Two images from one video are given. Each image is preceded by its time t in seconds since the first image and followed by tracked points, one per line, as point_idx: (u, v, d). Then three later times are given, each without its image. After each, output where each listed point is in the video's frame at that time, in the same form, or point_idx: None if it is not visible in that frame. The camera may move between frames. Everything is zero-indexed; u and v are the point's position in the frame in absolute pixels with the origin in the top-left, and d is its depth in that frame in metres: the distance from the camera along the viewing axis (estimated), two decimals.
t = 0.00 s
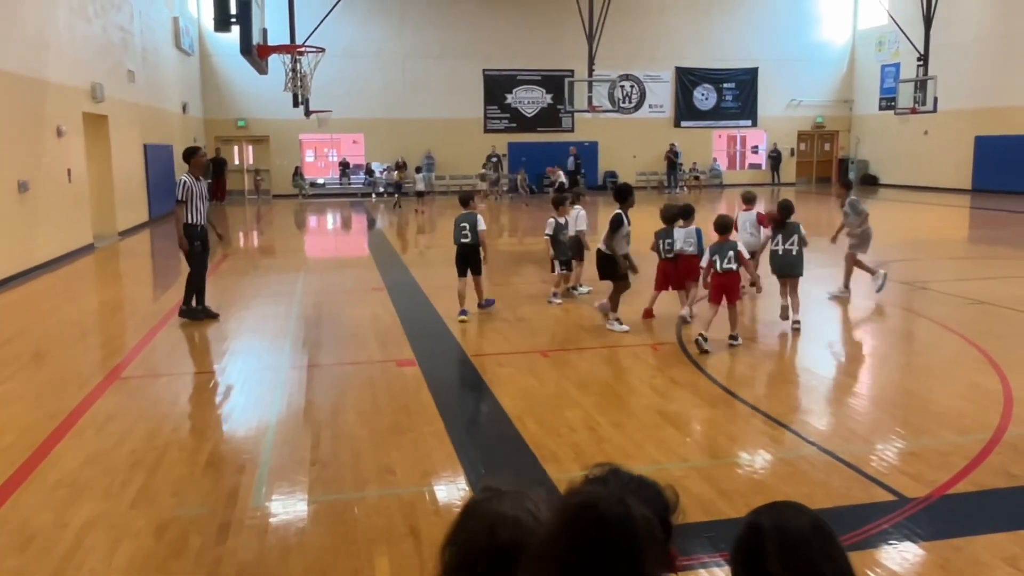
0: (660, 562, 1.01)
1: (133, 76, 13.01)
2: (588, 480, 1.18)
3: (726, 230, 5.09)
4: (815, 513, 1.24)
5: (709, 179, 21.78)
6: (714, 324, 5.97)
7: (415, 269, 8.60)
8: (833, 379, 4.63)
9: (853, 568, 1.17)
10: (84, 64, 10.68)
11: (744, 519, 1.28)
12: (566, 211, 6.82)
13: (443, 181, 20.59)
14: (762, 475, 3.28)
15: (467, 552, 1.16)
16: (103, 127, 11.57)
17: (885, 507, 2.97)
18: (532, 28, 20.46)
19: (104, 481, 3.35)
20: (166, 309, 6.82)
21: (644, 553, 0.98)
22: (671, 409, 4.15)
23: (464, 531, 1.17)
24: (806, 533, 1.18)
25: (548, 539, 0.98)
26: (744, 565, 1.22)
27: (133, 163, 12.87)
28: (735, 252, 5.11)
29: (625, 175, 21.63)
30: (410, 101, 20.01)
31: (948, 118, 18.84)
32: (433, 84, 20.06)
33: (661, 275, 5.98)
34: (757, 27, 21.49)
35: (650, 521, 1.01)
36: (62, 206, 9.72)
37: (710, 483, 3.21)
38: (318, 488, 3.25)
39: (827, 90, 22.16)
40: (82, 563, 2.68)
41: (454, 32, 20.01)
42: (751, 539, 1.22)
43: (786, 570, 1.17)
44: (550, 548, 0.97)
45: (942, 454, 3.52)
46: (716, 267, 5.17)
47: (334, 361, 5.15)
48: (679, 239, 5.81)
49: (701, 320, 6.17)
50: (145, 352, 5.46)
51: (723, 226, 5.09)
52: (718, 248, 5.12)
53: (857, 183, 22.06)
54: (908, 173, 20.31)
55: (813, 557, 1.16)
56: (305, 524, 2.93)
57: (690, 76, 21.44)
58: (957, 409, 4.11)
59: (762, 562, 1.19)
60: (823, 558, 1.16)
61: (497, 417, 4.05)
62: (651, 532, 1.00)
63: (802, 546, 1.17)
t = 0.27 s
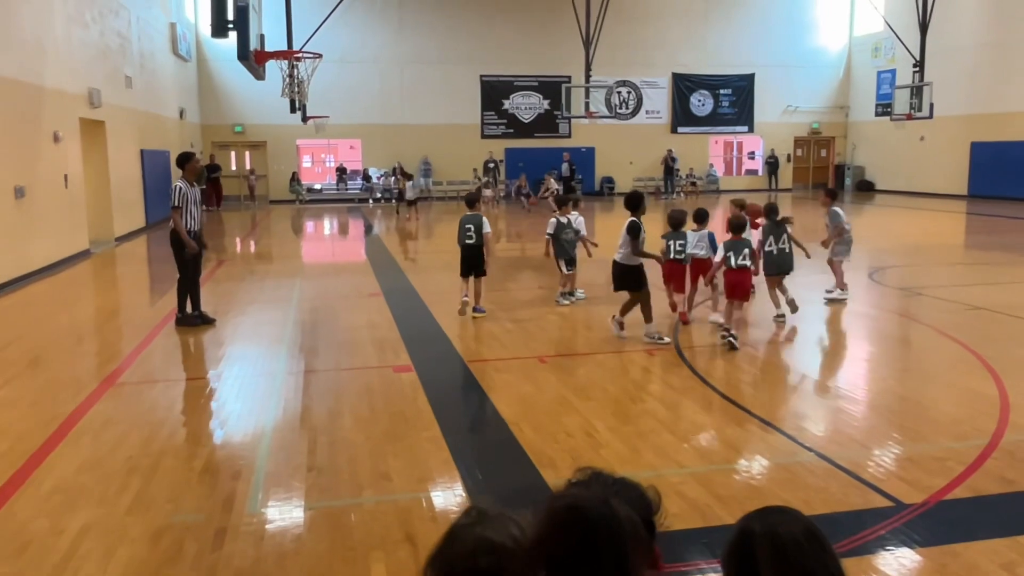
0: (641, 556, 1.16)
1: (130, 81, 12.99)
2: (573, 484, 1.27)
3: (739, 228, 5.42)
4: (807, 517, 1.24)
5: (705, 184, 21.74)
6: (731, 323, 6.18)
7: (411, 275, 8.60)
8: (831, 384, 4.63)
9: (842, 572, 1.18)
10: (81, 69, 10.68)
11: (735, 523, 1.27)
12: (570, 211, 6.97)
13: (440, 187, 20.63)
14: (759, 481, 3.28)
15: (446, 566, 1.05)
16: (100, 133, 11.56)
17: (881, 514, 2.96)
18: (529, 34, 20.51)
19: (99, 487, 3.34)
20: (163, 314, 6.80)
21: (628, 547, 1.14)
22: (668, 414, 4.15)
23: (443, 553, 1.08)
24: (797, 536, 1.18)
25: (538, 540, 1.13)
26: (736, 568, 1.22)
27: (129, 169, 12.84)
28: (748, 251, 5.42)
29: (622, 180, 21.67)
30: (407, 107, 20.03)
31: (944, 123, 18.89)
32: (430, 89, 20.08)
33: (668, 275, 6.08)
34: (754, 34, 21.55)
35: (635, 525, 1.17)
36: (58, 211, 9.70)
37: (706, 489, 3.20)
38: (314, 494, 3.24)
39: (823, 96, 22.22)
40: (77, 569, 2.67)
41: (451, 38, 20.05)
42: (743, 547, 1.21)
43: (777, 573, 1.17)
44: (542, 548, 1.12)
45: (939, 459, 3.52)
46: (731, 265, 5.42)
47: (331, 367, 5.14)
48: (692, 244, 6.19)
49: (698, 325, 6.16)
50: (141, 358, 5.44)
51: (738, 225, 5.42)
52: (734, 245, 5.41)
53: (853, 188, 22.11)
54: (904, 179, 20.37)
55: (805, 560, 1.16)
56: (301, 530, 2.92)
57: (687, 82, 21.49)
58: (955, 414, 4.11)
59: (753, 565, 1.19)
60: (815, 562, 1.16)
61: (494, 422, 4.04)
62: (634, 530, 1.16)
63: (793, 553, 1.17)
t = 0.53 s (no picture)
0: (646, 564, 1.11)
1: (127, 87, 12.98)
2: (569, 490, 1.20)
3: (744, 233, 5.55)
4: (802, 521, 1.24)
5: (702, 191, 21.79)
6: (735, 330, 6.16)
7: (408, 281, 8.60)
8: (827, 390, 4.63)
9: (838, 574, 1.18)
10: (77, 75, 10.67)
11: (733, 526, 1.27)
12: (569, 218, 7.14)
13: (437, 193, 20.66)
14: (756, 487, 3.28)
15: None
16: (96, 139, 11.55)
17: (877, 520, 2.96)
18: (526, 41, 20.56)
19: (94, 495, 3.32)
20: (158, 321, 6.79)
21: (634, 558, 1.09)
22: (664, 421, 4.15)
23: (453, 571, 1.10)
24: (794, 540, 1.18)
25: (538, 551, 1.10)
26: (733, 572, 1.23)
27: (125, 175, 12.82)
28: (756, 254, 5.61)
29: (618, 187, 21.72)
30: (403, 114, 20.05)
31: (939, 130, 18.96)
32: (426, 96, 20.12)
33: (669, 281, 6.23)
34: (750, 41, 21.63)
35: (638, 529, 1.12)
36: (54, 218, 9.69)
37: (703, 495, 3.20)
38: (310, 501, 3.23)
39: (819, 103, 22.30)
40: None
41: (448, 45, 20.08)
42: (741, 551, 1.21)
43: None
44: (541, 558, 1.09)
45: (935, 465, 3.52)
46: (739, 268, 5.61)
47: (327, 373, 5.14)
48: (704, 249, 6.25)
49: (694, 332, 6.17)
50: (136, 364, 5.43)
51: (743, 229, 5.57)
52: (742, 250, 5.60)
53: (849, 195, 22.17)
54: (900, 185, 20.44)
55: (804, 564, 1.16)
56: (297, 538, 2.91)
57: (682, 89, 21.56)
58: (950, 421, 4.11)
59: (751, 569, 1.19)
60: (812, 565, 1.16)
61: (490, 429, 4.04)
62: (637, 538, 1.11)
63: (796, 560, 1.17)
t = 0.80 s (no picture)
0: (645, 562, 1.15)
1: (124, 95, 12.99)
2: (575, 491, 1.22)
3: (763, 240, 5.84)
4: (810, 528, 1.28)
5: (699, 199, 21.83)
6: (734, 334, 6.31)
7: (405, 289, 8.60)
8: (824, 398, 4.64)
9: None
10: (74, 84, 10.67)
11: (741, 534, 1.31)
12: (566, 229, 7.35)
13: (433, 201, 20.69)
14: (754, 495, 3.28)
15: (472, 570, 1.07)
16: (93, 147, 11.55)
17: (875, 528, 2.95)
18: (523, 49, 20.62)
19: (90, 504, 3.31)
20: (155, 329, 6.78)
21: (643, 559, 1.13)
22: (662, 429, 4.15)
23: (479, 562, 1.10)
24: (799, 544, 1.22)
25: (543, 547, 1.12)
26: None
27: (122, 183, 12.81)
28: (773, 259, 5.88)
29: (615, 195, 21.76)
30: (401, 122, 20.08)
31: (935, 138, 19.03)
32: (424, 104, 20.16)
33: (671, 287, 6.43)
34: (746, 49, 21.71)
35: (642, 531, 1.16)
36: (52, 226, 9.68)
37: (701, 503, 3.20)
38: (308, 510, 3.22)
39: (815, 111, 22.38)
40: None
41: (445, 54, 20.14)
42: (748, 556, 1.25)
43: None
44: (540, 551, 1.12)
45: (932, 473, 3.52)
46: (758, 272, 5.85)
47: (324, 381, 5.13)
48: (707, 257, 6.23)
49: (691, 340, 6.17)
50: (133, 372, 5.42)
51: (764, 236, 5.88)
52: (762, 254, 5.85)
53: (846, 203, 22.23)
54: (896, 193, 20.49)
55: (810, 565, 1.20)
56: (294, 546, 2.90)
57: (679, 97, 21.62)
58: (947, 428, 4.12)
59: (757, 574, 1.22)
60: (815, 567, 1.20)
61: (487, 437, 4.04)
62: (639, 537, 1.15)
63: (801, 562, 1.21)
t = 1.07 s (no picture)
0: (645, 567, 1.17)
1: (124, 101, 13.00)
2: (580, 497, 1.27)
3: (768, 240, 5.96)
4: (830, 531, 1.29)
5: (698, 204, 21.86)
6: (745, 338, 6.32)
7: (405, 294, 8.61)
8: (824, 402, 4.64)
9: None
10: (74, 89, 10.69)
11: (758, 535, 1.33)
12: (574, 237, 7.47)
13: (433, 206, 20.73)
14: (754, 500, 3.27)
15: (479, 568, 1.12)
16: (93, 153, 11.56)
17: (875, 533, 2.95)
18: (523, 54, 20.65)
19: (90, 510, 3.30)
20: (155, 335, 6.77)
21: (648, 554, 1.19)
22: (662, 433, 4.15)
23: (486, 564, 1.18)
24: (816, 547, 1.24)
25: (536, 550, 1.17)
26: None
27: (122, 188, 12.82)
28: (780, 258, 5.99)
29: (615, 199, 21.78)
30: (400, 126, 20.10)
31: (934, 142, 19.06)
32: (423, 109, 20.18)
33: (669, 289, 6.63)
34: (745, 54, 21.75)
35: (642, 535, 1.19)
36: (51, 231, 9.69)
37: (702, 508, 3.20)
38: (308, 515, 3.22)
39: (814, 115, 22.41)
40: None
41: (445, 58, 20.17)
42: (765, 558, 1.26)
43: None
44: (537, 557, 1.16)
45: (932, 477, 3.52)
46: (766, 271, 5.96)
47: (324, 387, 5.13)
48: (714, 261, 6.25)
49: (690, 344, 6.17)
50: (133, 378, 5.42)
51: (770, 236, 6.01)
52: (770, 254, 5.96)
53: (845, 207, 22.25)
54: (895, 197, 20.51)
55: (826, 566, 1.22)
56: (294, 552, 2.90)
57: (678, 101, 21.65)
58: (947, 432, 4.12)
59: None
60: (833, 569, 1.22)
61: (487, 442, 4.04)
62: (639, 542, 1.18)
63: (817, 563, 1.22)
